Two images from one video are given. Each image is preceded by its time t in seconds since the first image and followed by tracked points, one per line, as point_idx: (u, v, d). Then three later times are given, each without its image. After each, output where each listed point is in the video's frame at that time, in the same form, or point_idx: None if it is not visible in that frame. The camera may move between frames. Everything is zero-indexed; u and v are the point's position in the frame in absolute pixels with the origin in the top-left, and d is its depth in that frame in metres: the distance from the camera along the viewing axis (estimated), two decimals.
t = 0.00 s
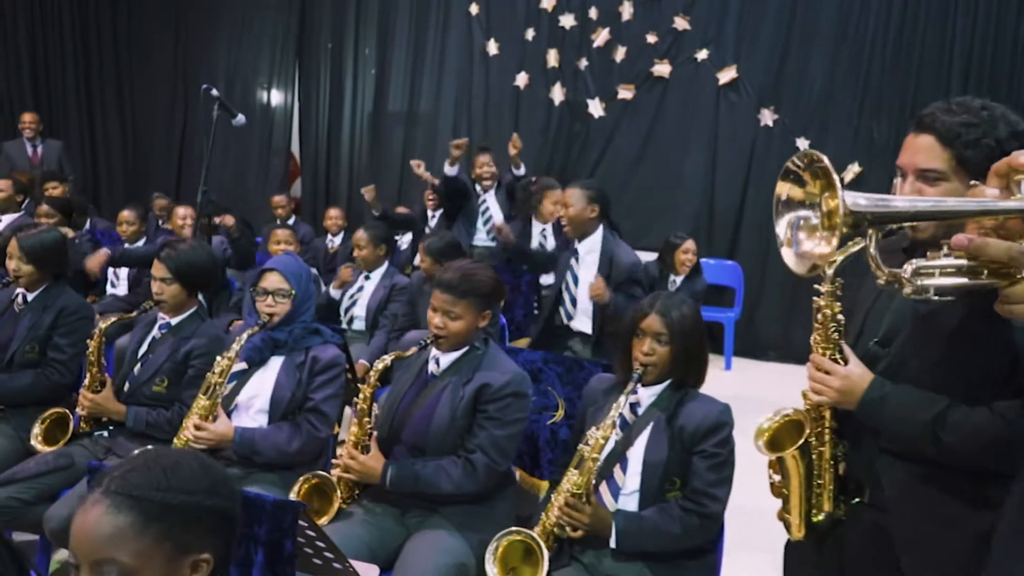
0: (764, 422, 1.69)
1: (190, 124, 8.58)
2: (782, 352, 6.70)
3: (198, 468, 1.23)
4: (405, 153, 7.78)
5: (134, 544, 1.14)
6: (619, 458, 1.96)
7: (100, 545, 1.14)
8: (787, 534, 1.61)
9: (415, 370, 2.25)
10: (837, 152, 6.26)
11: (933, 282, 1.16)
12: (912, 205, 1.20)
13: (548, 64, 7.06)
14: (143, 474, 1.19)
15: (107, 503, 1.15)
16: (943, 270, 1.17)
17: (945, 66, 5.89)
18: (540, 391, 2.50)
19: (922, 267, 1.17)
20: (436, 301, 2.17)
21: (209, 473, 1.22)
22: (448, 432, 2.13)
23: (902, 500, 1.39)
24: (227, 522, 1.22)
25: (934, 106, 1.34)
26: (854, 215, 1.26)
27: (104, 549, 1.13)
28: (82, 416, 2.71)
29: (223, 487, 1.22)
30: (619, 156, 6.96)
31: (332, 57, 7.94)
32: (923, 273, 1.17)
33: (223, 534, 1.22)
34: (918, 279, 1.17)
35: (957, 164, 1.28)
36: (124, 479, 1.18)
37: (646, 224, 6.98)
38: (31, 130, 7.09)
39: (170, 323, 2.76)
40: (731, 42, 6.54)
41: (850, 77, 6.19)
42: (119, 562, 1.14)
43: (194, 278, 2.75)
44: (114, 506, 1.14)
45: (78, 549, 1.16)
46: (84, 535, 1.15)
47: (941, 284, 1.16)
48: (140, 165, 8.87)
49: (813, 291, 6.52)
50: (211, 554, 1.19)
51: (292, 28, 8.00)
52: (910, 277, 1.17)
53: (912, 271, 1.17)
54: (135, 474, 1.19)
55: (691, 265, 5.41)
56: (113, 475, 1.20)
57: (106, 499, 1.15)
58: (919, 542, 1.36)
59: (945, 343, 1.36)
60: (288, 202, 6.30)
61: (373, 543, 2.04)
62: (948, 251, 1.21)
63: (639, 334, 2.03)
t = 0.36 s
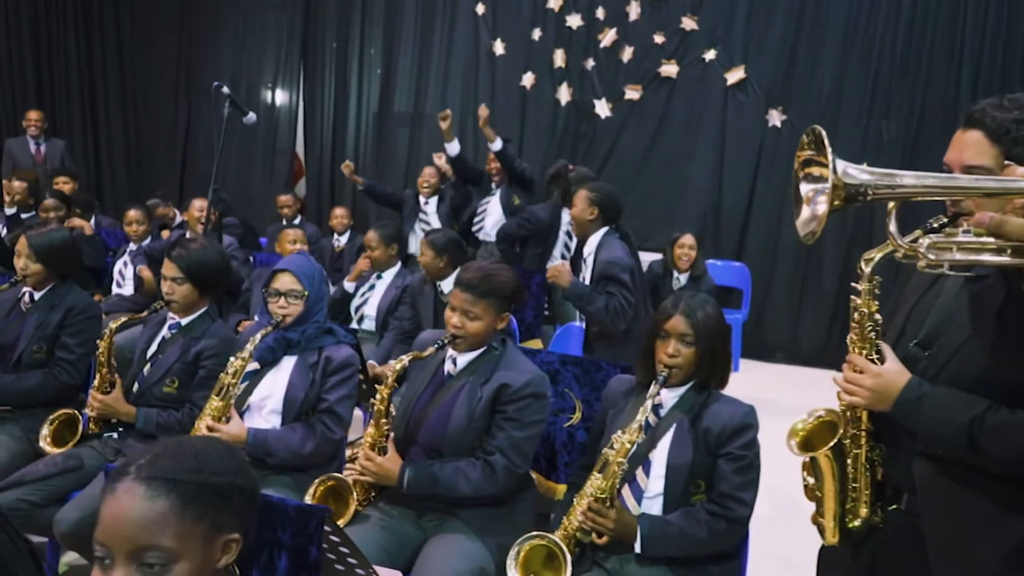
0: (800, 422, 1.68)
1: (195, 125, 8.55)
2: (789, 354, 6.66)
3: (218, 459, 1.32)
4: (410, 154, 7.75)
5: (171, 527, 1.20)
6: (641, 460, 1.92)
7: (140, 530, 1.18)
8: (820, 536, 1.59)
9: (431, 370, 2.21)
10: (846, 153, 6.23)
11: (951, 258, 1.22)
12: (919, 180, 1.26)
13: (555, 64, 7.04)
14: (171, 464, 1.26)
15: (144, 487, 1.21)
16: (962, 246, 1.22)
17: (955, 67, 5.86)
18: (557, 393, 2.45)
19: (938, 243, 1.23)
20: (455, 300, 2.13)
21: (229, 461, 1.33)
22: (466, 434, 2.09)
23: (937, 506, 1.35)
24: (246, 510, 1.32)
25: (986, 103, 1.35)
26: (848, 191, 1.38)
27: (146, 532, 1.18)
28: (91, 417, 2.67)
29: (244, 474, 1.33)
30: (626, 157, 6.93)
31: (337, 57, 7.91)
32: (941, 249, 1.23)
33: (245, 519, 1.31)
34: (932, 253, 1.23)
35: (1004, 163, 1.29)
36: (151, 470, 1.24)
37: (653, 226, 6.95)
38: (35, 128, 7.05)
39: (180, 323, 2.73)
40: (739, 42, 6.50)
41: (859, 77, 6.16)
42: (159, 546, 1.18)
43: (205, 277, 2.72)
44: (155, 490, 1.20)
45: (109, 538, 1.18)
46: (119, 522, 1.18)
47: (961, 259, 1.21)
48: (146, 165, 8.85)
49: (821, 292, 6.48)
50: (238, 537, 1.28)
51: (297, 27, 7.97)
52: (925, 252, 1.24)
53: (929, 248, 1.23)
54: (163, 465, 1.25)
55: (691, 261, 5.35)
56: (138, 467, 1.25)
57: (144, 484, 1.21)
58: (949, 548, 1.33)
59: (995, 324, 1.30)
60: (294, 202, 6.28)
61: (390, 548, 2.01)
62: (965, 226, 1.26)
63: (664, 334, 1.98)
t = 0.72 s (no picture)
0: (831, 417, 1.60)
1: (199, 119, 8.52)
2: (798, 350, 6.64)
3: (234, 447, 1.31)
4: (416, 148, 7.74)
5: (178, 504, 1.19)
6: (665, 459, 1.91)
7: (145, 504, 1.17)
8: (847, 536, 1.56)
9: (451, 368, 2.21)
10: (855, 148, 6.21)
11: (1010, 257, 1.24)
12: (980, 177, 1.30)
13: (562, 58, 7.01)
14: (185, 446, 1.26)
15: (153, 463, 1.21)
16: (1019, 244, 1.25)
17: (965, 62, 5.83)
18: (577, 391, 2.44)
19: (997, 240, 1.25)
20: (478, 297, 2.12)
21: (245, 449, 1.32)
22: (488, 432, 2.09)
23: (971, 505, 1.33)
24: (257, 499, 1.30)
25: None
26: (907, 189, 1.44)
27: (151, 506, 1.17)
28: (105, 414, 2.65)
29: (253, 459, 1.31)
30: (633, 153, 6.92)
31: (342, 51, 7.87)
32: (999, 246, 1.25)
33: (255, 506, 1.29)
34: (992, 252, 1.25)
35: None
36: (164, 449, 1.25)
37: (660, 221, 6.93)
38: (34, 122, 7.01)
39: (195, 319, 2.71)
40: (748, 37, 6.47)
41: (868, 72, 6.13)
42: (164, 522, 1.17)
43: (220, 273, 2.70)
44: (162, 465, 1.20)
45: (117, 512, 1.18)
46: (127, 497, 1.18)
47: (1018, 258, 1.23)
48: (150, 160, 8.81)
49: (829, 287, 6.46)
50: (246, 525, 1.26)
51: (301, 21, 7.92)
52: (983, 250, 1.26)
53: (986, 245, 1.25)
54: (176, 444, 1.25)
55: (697, 252, 5.29)
56: (152, 448, 1.25)
57: (153, 460, 1.20)
58: (983, 548, 1.31)
59: None
60: (300, 196, 6.26)
61: (410, 546, 2.00)
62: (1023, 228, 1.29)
63: (689, 332, 1.96)
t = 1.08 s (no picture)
0: (886, 425, 1.61)
1: (206, 115, 8.50)
2: (809, 348, 6.61)
3: (312, 446, 1.21)
4: (425, 145, 7.72)
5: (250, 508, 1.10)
6: (701, 460, 1.89)
7: (217, 507, 1.10)
8: (902, 545, 1.54)
9: (480, 367, 2.19)
10: (868, 146, 6.19)
11: None
12: None
13: (573, 55, 6.98)
14: (261, 444, 1.16)
15: (229, 465, 1.12)
16: None
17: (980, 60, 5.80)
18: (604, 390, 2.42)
19: None
20: (508, 296, 2.10)
21: (320, 449, 1.21)
22: (520, 432, 2.07)
23: None
24: (333, 503, 1.19)
25: None
26: None
27: (221, 509, 1.09)
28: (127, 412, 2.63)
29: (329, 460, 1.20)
30: (643, 150, 6.90)
31: (351, 47, 7.83)
32: None
33: (332, 511, 1.18)
34: None
35: None
36: (241, 446, 1.15)
37: (671, 218, 6.90)
38: (39, 118, 6.97)
39: (217, 317, 2.68)
40: (760, 33, 6.44)
41: (882, 70, 6.10)
42: (236, 527, 1.09)
43: (243, 270, 2.68)
44: (235, 466, 1.11)
45: (192, 512, 1.11)
46: (201, 496, 1.11)
47: None
48: (157, 155, 8.79)
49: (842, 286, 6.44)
50: (320, 531, 1.16)
51: (310, 17, 7.88)
52: None
53: None
54: (253, 441, 1.16)
55: (718, 247, 5.34)
56: (230, 445, 1.17)
57: (229, 461, 1.12)
58: None
59: None
60: (311, 191, 6.25)
61: (442, 546, 1.98)
62: None
63: (726, 332, 1.94)
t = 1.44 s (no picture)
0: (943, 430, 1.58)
1: (213, 114, 8.48)
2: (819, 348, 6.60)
3: (432, 480, 0.99)
4: (432, 145, 7.70)
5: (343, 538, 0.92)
6: (735, 462, 1.88)
7: (311, 528, 0.92)
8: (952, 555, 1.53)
9: (509, 368, 2.18)
10: (879, 146, 6.17)
11: None
12: None
13: (582, 55, 6.96)
14: (371, 467, 0.96)
15: (332, 481, 0.95)
16: None
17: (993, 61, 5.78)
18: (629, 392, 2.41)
19: None
20: (538, 297, 2.09)
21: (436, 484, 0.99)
22: (550, 435, 2.06)
23: None
24: (437, 553, 0.97)
25: None
26: None
27: (311, 532, 0.91)
28: (147, 413, 2.61)
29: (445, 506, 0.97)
30: (653, 150, 6.88)
31: (358, 47, 7.80)
32: None
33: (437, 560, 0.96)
34: None
35: None
36: (353, 465, 0.97)
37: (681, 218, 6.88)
38: (47, 116, 6.95)
39: (238, 317, 2.67)
40: (770, 32, 6.41)
41: (893, 70, 6.08)
42: (323, 553, 0.91)
43: (264, 270, 2.66)
44: (335, 486, 0.93)
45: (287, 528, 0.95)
46: (296, 511, 0.94)
47: None
48: (163, 155, 8.77)
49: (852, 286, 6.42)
50: None
51: (317, 16, 7.86)
52: None
53: None
54: (364, 462, 0.97)
55: (732, 245, 5.25)
56: (343, 456, 0.99)
57: (333, 475, 0.94)
58: None
59: None
60: (321, 190, 6.23)
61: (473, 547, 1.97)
62: None
63: (759, 333, 1.92)
